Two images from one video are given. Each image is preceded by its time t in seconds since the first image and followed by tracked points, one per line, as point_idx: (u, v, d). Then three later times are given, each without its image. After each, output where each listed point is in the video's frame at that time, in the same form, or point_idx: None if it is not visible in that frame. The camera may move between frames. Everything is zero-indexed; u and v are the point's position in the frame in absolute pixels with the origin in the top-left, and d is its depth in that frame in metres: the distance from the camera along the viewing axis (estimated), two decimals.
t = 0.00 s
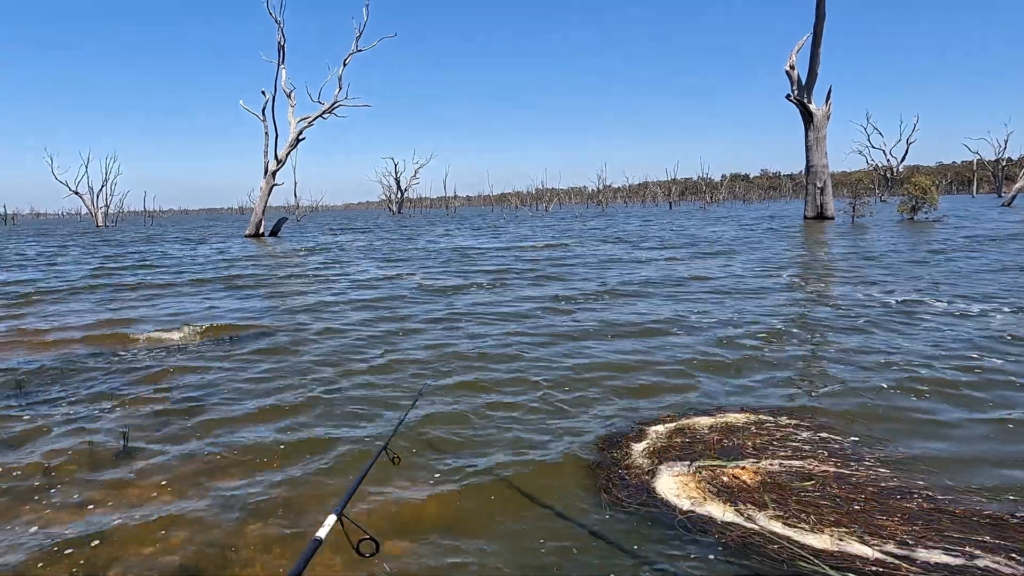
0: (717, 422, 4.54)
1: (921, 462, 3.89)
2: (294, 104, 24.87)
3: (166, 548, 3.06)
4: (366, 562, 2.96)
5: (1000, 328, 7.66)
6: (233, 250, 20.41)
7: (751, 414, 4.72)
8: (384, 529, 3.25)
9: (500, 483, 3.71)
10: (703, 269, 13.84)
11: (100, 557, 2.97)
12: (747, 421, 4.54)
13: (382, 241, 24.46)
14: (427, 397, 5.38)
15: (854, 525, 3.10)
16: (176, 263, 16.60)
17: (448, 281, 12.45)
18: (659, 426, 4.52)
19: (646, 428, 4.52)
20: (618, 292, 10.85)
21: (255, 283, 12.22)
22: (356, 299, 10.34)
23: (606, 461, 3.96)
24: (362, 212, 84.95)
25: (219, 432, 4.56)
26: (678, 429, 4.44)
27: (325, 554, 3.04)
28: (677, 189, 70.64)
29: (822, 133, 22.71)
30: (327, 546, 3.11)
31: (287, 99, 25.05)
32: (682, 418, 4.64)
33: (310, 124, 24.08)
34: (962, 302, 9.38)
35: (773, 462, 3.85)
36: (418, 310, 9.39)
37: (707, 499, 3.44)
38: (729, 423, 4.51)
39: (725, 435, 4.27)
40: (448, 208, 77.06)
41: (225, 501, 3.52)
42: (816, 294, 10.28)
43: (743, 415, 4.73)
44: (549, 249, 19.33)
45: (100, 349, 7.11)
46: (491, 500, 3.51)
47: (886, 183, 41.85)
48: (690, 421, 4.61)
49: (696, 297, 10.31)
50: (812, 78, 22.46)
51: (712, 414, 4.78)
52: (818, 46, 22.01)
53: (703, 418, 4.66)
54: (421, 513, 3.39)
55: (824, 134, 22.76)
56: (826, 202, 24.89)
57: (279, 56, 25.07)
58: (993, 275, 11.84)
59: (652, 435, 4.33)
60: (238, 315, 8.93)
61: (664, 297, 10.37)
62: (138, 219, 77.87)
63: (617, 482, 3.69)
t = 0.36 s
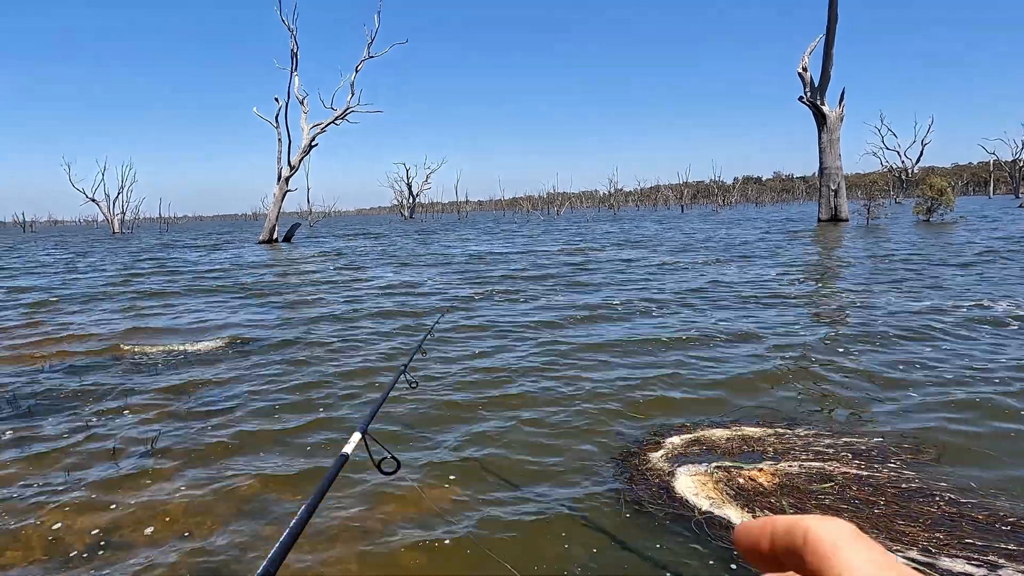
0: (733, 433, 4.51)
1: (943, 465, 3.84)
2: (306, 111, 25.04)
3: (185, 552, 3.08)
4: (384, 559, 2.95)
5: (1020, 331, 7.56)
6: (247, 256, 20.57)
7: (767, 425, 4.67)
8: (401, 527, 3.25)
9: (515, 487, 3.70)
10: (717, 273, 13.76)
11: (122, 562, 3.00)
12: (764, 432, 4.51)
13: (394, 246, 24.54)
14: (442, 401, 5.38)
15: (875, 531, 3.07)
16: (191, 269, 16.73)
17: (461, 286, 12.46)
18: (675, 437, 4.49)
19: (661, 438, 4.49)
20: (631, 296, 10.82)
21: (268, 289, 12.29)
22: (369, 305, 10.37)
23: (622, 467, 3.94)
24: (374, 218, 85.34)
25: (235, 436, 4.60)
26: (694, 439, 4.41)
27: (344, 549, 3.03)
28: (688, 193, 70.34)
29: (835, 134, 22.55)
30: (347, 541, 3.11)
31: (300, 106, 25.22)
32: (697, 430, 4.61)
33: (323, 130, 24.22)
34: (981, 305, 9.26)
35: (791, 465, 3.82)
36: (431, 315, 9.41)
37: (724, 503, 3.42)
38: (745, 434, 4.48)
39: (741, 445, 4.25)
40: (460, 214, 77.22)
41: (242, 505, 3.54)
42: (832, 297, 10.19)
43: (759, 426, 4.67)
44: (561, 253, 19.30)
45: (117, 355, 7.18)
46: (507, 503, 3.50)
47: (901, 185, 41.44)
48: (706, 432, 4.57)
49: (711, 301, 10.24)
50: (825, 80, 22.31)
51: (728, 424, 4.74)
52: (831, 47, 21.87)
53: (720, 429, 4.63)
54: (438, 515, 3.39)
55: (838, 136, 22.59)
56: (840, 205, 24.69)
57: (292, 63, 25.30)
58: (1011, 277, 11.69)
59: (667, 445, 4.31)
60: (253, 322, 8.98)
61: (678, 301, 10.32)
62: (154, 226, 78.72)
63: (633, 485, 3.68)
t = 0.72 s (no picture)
0: (744, 436, 4.49)
1: (961, 468, 3.80)
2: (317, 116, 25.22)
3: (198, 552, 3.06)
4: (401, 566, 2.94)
5: None
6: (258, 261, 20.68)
7: (778, 428, 4.65)
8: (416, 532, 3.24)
9: (527, 493, 3.68)
10: (728, 275, 13.71)
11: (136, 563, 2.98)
12: (775, 436, 4.48)
13: (404, 251, 24.62)
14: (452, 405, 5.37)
15: (895, 535, 3.03)
16: (203, 275, 16.85)
17: (471, 290, 12.48)
18: (686, 440, 4.47)
19: (673, 441, 4.48)
20: (642, 299, 10.79)
21: (280, 294, 12.36)
22: (380, 309, 10.41)
23: (635, 473, 3.92)
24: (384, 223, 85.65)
25: (244, 439, 4.59)
26: (706, 443, 4.39)
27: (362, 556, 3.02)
28: (698, 195, 70.10)
29: (847, 136, 22.43)
30: (365, 548, 3.10)
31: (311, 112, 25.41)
32: (708, 432, 4.60)
33: (333, 135, 24.36)
34: (997, 306, 9.17)
35: (807, 473, 3.79)
36: (441, 320, 9.40)
37: (739, 506, 3.40)
38: (757, 438, 4.46)
39: (754, 450, 4.22)
40: (469, 218, 77.32)
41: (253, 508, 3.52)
42: (845, 299, 10.12)
43: (771, 428, 4.66)
44: (571, 257, 19.29)
45: (129, 360, 7.20)
46: (521, 509, 3.48)
47: (913, 187, 41.10)
48: (715, 435, 4.56)
49: (722, 304, 10.20)
50: (836, 81, 22.21)
51: (741, 426, 4.72)
52: (842, 48, 21.78)
53: (730, 432, 4.61)
54: (452, 519, 3.38)
55: (849, 137, 22.46)
56: (852, 206, 24.52)
57: (303, 69, 25.45)
58: None
59: (680, 449, 4.29)
60: (265, 326, 9.03)
61: (690, 304, 10.29)
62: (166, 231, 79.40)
63: (647, 493, 3.66)
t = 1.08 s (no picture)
0: (759, 426, 4.46)
1: (975, 468, 3.76)
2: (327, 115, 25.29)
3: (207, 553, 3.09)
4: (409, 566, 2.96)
5: None
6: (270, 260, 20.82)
7: (795, 418, 4.64)
8: (424, 532, 3.26)
9: (536, 492, 3.69)
10: (740, 271, 13.62)
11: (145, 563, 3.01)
12: (790, 426, 4.45)
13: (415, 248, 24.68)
14: (462, 403, 5.38)
15: (905, 535, 3.01)
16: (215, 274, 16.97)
17: (481, 288, 12.47)
18: (699, 432, 4.45)
19: (686, 434, 4.46)
20: (653, 296, 10.75)
21: (291, 293, 12.42)
22: (391, 308, 10.44)
23: (646, 467, 3.91)
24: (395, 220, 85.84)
25: (255, 438, 4.62)
26: (720, 433, 4.37)
27: (369, 557, 3.04)
28: (710, 190, 69.67)
29: (860, 129, 22.19)
30: (372, 548, 3.11)
31: (321, 110, 25.48)
32: (724, 423, 4.58)
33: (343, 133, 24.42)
34: (1013, 301, 9.04)
35: (817, 468, 3.76)
36: (452, 318, 9.41)
37: (749, 510, 3.37)
38: (771, 427, 4.43)
39: (768, 440, 4.20)
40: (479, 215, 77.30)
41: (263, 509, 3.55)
42: (858, 294, 10.03)
43: (788, 418, 4.66)
44: (582, 254, 19.24)
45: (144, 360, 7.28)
46: (529, 509, 3.49)
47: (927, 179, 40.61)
48: (730, 425, 4.55)
49: (734, 300, 10.14)
50: (849, 74, 21.97)
51: (754, 418, 4.69)
52: (855, 41, 21.53)
53: (745, 422, 4.59)
54: (461, 519, 3.39)
55: (862, 130, 22.22)
56: (865, 200, 24.28)
57: (313, 68, 25.52)
58: None
59: (693, 441, 4.27)
60: (276, 325, 9.08)
61: (701, 300, 10.23)
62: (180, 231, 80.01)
63: (658, 486, 3.65)
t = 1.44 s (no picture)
0: (765, 433, 4.44)
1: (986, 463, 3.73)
2: (332, 116, 25.34)
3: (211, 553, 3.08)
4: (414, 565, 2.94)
5: None
6: (275, 263, 20.84)
7: (800, 424, 4.60)
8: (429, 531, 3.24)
9: (542, 489, 3.70)
10: (746, 270, 13.59)
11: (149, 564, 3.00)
12: (796, 431, 4.43)
13: (419, 250, 24.69)
14: (467, 404, 5.36)
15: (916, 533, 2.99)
16: (221, 276, 17.02)
17: (486, 289, 12.48)
18: (705, 437, 4.43)
19: (691, 439, 4.44)
20: (658, 296, 10.73)
21: (297, 294, 12.46)
22: (396, 309, 10.45)
23: (652, 471, 3.90)
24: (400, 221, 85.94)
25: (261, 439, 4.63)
26: (725, 440, 4.36)
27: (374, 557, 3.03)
28: (714, 189, 69.54)
29: (865, 127, 22.11)
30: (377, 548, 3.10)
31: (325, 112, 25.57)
32: (730, 429, 4.55)
33: (348, 135, 24.47)
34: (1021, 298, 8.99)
35: (826, 464, 3.75)
36: (457, 319, 9.41)
37: (761, 502, 3.37)
38: (777, 433, 4.41)
39: (774, 445, 4.18)
40: (484, 216, 77.31)
41: (267, 509, 3.54)
42: (864, 293, 9.99)
43: (792, 425, 4.60)
44: (586, 254, 19.23)
45: (149, 362, 7.29)
46: (535, 508, 3.47)
47: (933, 177, 40.43)
48: (736, 430, 4.53)
49: (740, 299, 10.11)
50: (854, 71, 21.89)
51: (760, 424, 4.68)
52: (859, 38, 21.45)
53: (751, 428, 4.56)
54: (466, 518, 3.38)
55: (868, 128, 22.13)
56: (871, 198, 24.19)
57: (317, 70, 25.58)
58: None
59: (699, 447, 4.26)
60: (282, 327, 9.11)
61: (707, 299, 10.21)
62: (185, 233, 80.28)
63: (665, 489, 3.64)
